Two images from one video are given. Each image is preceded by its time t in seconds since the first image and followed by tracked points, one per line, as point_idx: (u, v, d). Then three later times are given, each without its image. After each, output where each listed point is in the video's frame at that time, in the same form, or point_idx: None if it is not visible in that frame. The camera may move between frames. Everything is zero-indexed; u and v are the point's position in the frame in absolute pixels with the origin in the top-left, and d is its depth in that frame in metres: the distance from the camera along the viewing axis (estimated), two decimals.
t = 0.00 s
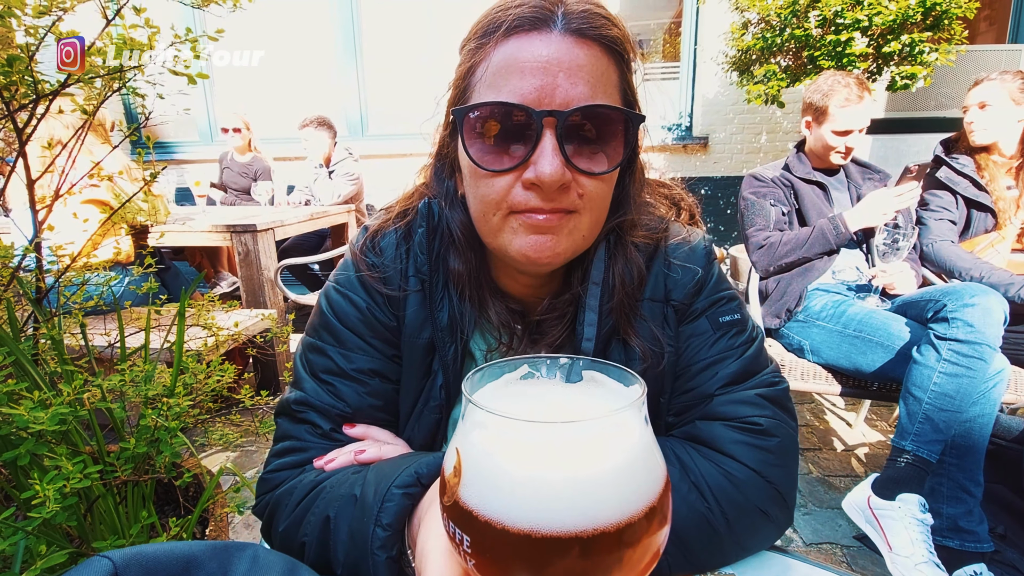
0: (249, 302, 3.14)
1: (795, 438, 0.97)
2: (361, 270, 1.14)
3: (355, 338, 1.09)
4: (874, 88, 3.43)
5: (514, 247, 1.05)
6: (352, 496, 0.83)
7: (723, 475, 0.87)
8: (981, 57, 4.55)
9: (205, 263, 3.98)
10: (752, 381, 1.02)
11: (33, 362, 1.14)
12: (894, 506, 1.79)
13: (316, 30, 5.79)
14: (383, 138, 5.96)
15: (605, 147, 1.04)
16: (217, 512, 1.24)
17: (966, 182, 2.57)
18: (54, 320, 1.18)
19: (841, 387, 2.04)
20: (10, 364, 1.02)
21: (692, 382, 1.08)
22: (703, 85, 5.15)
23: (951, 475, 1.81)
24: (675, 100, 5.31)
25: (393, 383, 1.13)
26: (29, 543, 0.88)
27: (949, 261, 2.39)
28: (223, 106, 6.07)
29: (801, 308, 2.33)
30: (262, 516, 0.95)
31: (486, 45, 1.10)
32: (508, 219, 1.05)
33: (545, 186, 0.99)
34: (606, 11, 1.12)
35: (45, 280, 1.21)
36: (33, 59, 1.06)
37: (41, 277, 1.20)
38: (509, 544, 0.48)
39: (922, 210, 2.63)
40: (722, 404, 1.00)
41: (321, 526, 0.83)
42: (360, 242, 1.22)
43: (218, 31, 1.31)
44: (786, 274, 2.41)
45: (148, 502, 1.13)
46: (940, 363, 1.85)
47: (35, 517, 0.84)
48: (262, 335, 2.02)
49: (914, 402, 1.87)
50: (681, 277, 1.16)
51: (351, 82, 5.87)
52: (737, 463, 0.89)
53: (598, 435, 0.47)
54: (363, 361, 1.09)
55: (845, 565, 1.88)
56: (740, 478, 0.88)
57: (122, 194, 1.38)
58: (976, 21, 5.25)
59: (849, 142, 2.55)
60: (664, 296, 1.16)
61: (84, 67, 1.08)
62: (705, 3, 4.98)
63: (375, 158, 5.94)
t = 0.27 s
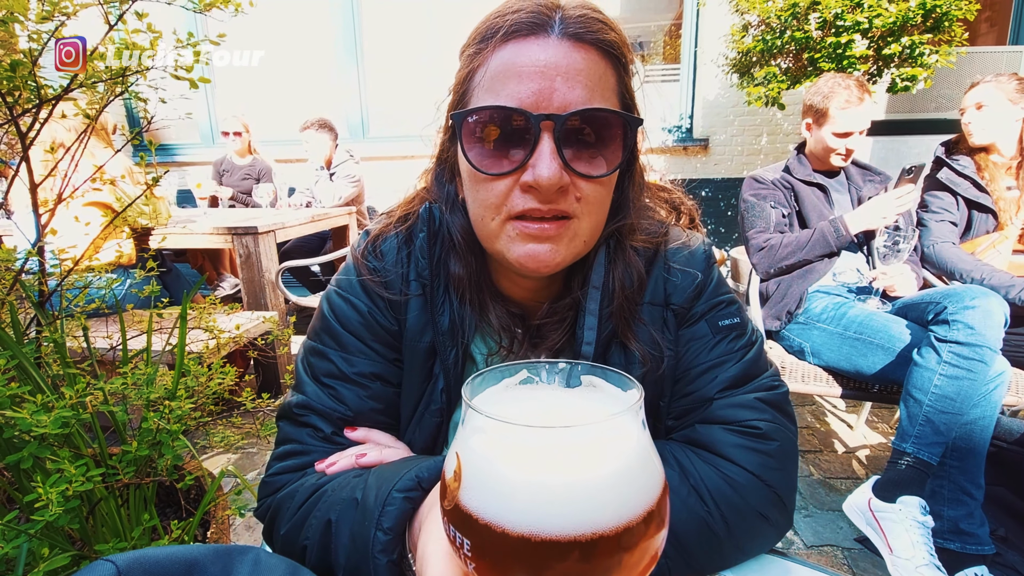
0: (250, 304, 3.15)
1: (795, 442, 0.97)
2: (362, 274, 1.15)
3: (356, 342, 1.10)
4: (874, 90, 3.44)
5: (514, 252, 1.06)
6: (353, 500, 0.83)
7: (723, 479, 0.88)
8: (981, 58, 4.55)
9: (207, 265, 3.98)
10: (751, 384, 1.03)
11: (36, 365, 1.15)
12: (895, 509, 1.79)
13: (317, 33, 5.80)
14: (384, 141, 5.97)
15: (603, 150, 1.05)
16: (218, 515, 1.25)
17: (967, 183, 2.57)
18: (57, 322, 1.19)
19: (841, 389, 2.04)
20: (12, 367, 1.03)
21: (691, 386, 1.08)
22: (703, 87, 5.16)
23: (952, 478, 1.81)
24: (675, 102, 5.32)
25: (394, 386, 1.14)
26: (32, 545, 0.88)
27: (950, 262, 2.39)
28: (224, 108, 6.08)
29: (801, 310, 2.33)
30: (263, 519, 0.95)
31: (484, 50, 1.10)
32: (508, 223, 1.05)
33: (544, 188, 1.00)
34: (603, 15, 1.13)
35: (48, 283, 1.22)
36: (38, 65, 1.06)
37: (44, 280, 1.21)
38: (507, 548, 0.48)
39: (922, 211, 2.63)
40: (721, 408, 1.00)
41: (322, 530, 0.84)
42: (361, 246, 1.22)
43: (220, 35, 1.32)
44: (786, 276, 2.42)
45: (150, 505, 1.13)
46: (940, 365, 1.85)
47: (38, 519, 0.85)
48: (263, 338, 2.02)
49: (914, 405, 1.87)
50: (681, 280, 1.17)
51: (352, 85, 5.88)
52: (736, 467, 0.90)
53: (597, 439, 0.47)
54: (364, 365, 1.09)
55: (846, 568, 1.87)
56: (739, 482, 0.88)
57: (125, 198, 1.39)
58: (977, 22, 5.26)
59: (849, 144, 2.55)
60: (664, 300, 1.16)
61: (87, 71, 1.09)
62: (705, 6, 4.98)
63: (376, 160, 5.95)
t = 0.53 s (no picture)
0: (251, 305, 3.15)
1: (796, 443, 0.97)
2: (363, 276, 1.15)
3: (357, 343, 1.10)
4: (874, 90, 3.43)
5: (514, 250, 1.06)
6: (355, 501, 0.83)
7: (723, 480, 0.88)
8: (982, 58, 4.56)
9: (207, 266, 3.98)
10: (752, 386, 1.03)
11: (37, 366, 1.15)
12: (897, 510, 1.79)
13: (318, 33, 5.81)
14: (385, 141, 5.98)
15: (602, 148, 1.04)
16: (219, 515, 1.25)
17: (969, 181, 2.56)
18: (58, 323, 1.19)
19: (843, 390, 2.04)
20: (14, 368, 1.03)
21: (692, 386, 1.08)
22: (704, 87, 5.16)
23: (954, 478, 1.81)
24: (676, 102, 5.31)
25: (395, 387, 1.14)
26: (34, 546, 0.88)
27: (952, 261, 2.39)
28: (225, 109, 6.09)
29: (802, 311, 2.33)
30: (264, 520, 0.95)
31: (482, 50, 1.10)
32: (507, 222, 1.06)
33: (543, 186, 1.00)
34: (602, 15, 1.13)
35: (49, 284, 1.22)
36: (40, 67, 1.06)
37: (45, 281, 1.20)
38: (507, 553, 0.48)
39: (924, 211, 2.63)
40: (722, 409, 1.00)
41: (324, 531, 0.84)
42: (362, 247, 1.22)
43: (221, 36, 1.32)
44: (787, 277, 2.41)
45: (151, 505, 1.13)
46: (941, 365, 1.84)
47: (40, 520, 0.85)
48: (264, 339, 2.03)
49: (916, 406, 1.87)
50: (682, 282, 1.17)
51: (352, 85, 5.88)
52: (737, 468, 0.90)
53: (598, 443, 0.47)
54: (366, 366, 1.09)
55: (848, 569, 1.87)
56: (740, 483, 0.88)
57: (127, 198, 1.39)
58: (978, 23, 5.26)
59: (850, 144, 2.55)
60: (665, 301, 1.16)
61: (89, 72, 1.09)
62: (706, 6, 4.98)
63: (376, 160, 5.96)
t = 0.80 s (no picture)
0: (250, 306, 3.15)
1: (797, 444, 0.96)
2: (363, 276, 1.14)
3: (356, 343, 1.09)
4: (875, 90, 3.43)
5: (513, 249, 1.06)
6: (353, 504, 0.82)
7: (724, 481, 0.87)
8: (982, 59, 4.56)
9: (207, 267, 3.98)
10: (753, 386, 1.02)
11: (36, 367, 1.14)
12: (898, 511, 1.78)
13: (318, 34, 5.81)
14: (385, 142, 5.98)
15: (603, 147, 1.04)
16: (217, 517, 1.24)
17: (970, 179, 2.55)
18: (57, 324, 1.18)
19: (843, 390, 2.04)
20: (12, 369, 1.02)
21: (693, 387, 1.08)
22: (704, 87, 5.16)
23: (956, 479, 1.80)
24: (676, 103, 5.31)
25: (394, 388, 1.13)
26: (32, 548, 0.88)
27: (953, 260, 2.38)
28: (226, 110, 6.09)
29: (803, 311, 2.32)
30: (262, 522, 0.95)
31: (481, 48, 1.10)
32: (507, 220, 1.06)
33: (544, 185, 1.00)
34: (601, 14, 1.13)
35: (48, 285, 1.21)
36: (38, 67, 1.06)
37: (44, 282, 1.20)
38: (504, 554, 0.47)
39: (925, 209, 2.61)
40: (722, 410, 1.00)
41: (321, 533, 0.83)
42: (361, 247, 1.22)
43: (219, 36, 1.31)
44: (787, 277, 2.41)
45: (150, 507, 1.13)
46: (943, 366, 1.84)
47: (37, 522, 0.84)
48: (263, 340, 2.02)
49: (917, 406, 1.86)
50: (682, 282, 1.16)
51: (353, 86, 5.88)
52: (738, 470, 0.89)
53: (597, 444, 0.47)
54: (364, 366, 1.09)
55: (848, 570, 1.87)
56: (740, 484, 0.87)
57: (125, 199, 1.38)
58: (979, 23, 5.25)
59: (851, 143, 2.55)
60: (665, 301, 1.16)
61: (87, 72, 1.08)
62: (707, 6, 4.97)
63: (376, 161, 5.96)
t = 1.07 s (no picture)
0: (251, 307, 3.15)
1: (798, 445, 0.96)
2: (363, 277, 1.14)
3: (357, 345, 1.10)
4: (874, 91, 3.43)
5: (511, 249, 1.05)
6: (353, 505, 0.82)
7: (724, 482, 0.87)
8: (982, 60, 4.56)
9: (208, 269, 3.99)
10: (753, 387, 1.02)
11: (36, 368, 1.15)
12: (899, 512, 1.78)
13: (318, 36, 5.81)
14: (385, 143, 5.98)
15: (601, 148, 1.04)
16: (218, 518, 1.24)
17: (969, 179, 2.55)
18: (57, 325, 1.18)
19: (844, 391, 2.03)
20: (13, 371, 1.02)
21: (693, 388, 1.08)
22: (704, 88, 5.16)
23: (957, 480, 1.80)
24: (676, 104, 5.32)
25: (395, 390, 1.13)
26: (32, 549, 0.88)
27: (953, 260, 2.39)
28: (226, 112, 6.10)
29: (803, 312, 2.32)
30: (263, 523, 0.94)
31: (480, 50, 1.11)
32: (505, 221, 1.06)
33: (541, 186, 1.00)
34: (601, 15, 1.13)
35: (48, 286, 1.21)
36: (39, 69, 1.06)
37: (44, 283, 1.20)
38: (505, 558, 0.47)
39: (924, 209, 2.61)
40: (723, 411, 1.00)
41: (322, 535, 0.83)
42: (361, 249, 1.22)
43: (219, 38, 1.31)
44: (787, 278, 2.41)
45: (150, 509, 1.13)
46: (943, 367, 1.84)
47: (37, 523, 0.84)
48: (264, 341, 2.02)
49: (918, 407, 1.86)
50: (682, 283, 1.16)
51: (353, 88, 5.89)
52: (738, 471, 0.89)
53: (598, 448, 0.47)
54: (365, 368, 1.09)
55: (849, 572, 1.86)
56: (740, 485, 0.87)
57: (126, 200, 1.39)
58: (979, 24, 5.26)
59: (851, 144, 2.55)
60: (665, 302, 1.16)
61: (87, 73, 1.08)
62: (706, 8, 4.98)
63: (376, 163, 5.96)
